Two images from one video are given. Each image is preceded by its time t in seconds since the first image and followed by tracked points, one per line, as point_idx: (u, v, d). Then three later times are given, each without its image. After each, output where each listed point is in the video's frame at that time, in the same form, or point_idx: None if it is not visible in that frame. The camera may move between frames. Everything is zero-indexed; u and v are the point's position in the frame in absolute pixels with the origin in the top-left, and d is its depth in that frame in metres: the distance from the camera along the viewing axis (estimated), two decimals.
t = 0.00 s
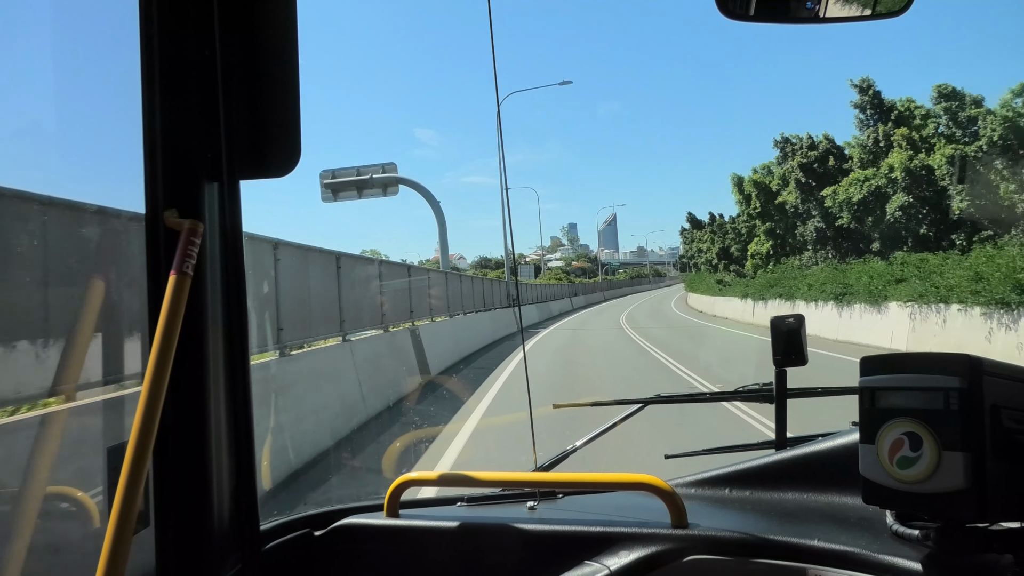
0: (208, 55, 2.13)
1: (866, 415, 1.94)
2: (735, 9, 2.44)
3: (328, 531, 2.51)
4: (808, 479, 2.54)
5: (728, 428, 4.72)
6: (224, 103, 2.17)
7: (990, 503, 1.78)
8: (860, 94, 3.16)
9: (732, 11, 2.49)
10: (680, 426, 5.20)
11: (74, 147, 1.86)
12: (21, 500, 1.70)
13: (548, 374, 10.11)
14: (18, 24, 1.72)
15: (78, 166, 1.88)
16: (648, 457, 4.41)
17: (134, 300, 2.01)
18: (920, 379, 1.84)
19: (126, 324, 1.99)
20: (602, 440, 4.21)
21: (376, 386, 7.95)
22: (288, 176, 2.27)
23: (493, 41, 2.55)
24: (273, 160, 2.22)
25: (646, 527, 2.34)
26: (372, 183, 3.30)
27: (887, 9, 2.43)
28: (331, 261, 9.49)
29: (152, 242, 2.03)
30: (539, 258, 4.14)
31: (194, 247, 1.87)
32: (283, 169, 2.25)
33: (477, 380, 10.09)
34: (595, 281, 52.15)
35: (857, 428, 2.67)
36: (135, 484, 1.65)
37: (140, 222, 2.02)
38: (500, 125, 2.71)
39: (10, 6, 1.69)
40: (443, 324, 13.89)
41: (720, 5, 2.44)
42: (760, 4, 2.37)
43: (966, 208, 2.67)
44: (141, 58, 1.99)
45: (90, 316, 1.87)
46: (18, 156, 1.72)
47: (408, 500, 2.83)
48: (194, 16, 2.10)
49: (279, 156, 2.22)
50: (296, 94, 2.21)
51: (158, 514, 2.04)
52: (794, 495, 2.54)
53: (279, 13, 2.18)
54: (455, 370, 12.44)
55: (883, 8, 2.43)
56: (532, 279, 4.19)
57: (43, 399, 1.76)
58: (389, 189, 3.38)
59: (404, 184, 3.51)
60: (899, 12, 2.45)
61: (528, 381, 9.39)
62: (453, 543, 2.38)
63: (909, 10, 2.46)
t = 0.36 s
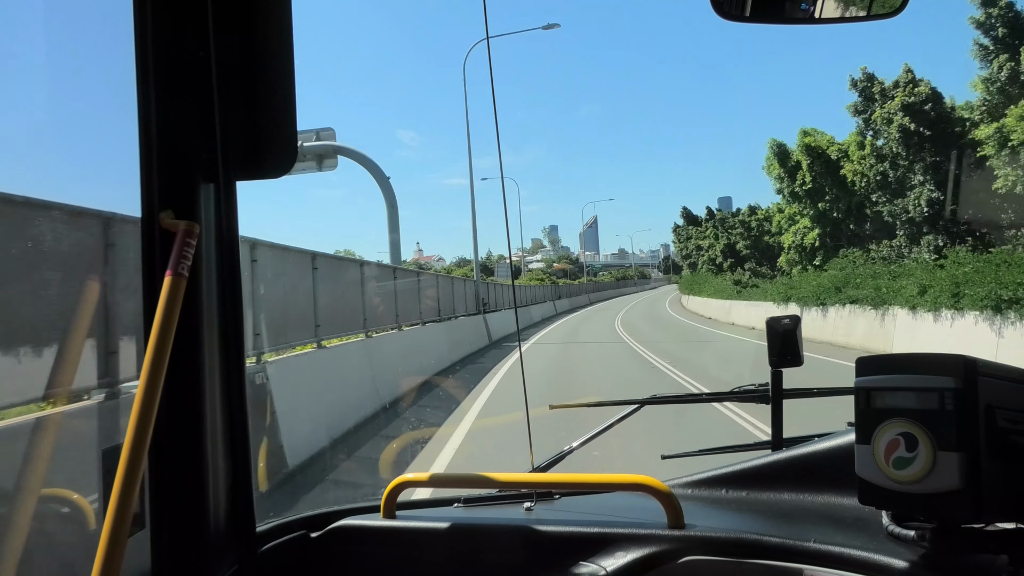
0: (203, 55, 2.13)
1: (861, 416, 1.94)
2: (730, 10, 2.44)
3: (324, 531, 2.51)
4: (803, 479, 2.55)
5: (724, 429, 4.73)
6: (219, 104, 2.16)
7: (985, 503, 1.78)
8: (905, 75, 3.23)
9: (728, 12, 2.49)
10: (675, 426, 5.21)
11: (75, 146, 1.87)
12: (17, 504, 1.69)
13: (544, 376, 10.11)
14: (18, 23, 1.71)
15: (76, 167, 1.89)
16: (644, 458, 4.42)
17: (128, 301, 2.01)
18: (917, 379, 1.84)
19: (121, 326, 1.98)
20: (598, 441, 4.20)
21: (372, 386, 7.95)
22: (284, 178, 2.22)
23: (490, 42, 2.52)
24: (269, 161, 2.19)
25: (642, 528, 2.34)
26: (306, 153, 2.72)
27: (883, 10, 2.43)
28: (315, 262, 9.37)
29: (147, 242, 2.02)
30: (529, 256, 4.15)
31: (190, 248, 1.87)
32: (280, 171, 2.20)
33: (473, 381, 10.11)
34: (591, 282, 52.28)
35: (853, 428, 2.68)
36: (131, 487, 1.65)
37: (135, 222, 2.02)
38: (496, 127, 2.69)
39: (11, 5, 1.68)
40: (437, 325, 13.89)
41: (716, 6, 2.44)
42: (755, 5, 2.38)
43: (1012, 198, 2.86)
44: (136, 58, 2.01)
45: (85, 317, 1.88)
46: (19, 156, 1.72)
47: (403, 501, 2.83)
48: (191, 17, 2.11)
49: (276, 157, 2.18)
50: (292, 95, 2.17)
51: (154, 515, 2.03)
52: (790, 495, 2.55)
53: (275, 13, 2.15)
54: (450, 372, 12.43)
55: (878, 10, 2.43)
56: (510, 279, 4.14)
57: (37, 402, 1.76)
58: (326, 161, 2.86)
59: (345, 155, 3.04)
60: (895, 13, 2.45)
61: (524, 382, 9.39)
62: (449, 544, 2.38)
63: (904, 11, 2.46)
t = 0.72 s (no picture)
0: (206, 57, 2.13)
1: (864, 420, 1.94)
2: (733, 13, 2.43)
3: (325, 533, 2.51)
4: (805, 483, 2.54)
5: (725, 432, 4.73)
6: (222, 105, 2.18)
7: (987, 508, 1.78)
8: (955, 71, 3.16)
9: (731, 16, 2.48)
10: (677, 429, 5.20)
11: (79, 147, 1.86)
12: (21, 504, 1.69)
13: (545, 378, 10.11)
14: (17, 24, 1.70)
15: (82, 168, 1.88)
16: (645, 461, 4.41)
17: (130, 302, 2.01)
18: (920, 383, 1.83)
19: (124, 328, 1.99)
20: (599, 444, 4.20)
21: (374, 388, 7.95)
22: (286, 178, 2.25)
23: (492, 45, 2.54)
24: (271, 162, 2.21)
25: (644, 531, 2.33)
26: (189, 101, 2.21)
27: (887, 14, 2.43)
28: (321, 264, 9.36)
29: (149, 245, 2.02)
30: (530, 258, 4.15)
31: (192, 249, 1.87)
32: (283, 172, 2.23)
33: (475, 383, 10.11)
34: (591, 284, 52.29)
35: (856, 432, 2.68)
36: (132, 487, 1.65)
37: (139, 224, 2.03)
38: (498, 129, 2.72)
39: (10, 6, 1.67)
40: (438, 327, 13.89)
41: (719, 9, 2.44)
42: (759, 9, 2.37)
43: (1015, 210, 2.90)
44: (140, 62, 2.00)
45: (89, 318, 1.87)
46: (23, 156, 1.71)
47: (405, 503, 2.83)
48: (194, 20, 2.10)
49: (278, 158, 2.20)
50: (294, 97, 2.19)
51: (155, 516, 2.03)
52: (792, 499, 2.54)
53: (278, 15, 2.16)
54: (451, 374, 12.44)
55: (882, 14, 2.43)
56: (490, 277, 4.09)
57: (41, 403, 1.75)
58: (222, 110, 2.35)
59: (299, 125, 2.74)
60: (899, 17, 2.45)
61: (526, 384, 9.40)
62: (449, 546, 2.38)
63: (909, 15, 2.45)
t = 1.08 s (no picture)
0: (207, 57, 2.13)
1: (864, 419, 1.94)
2: (733, 12, 2.44)
3: (326, 532, 2.52)
4: (805, 481, 2.55)
5: (725, 430, 4.74)
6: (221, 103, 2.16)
7: (987, 506, 1.78)
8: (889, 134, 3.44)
9: (731, 14, 2.49)
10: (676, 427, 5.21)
11: (80, 149, 1.86)
12: (23, 503, 1.69)
13: (544, 377, 10.12)
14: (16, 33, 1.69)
15: (84, 170, 1.88)
16: (644, 459, 4.43)
17: (131, 301, 2.01)
18: (919, 382, 1.84)
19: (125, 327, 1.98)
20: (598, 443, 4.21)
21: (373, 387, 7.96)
22: (286, 178, 2.22)
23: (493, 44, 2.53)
24: (270, 164, 2.18)
25: (644, 529, 2.34)
26: None
27: (886, 13, 2.44)
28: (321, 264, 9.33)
29: (150, 245, 2.02)
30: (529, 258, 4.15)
31: (193, 248, 1.87)
32: (283, 171, 2.20)
33: (474, 381, 10.11)
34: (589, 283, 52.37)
35: (855, 430, 2.68)
36: (134, 487, 1.64)
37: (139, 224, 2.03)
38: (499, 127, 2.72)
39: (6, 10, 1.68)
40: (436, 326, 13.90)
41: (719, 8, 2.44)
42: (759, 8, 2.38)
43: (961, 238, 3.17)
44: (141, 64, 2.01)
45: (90, 316, 1.86)
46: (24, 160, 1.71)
47: (405, 501, 2.83)
48: (193, 20, 2.10)
49: (278, 158, 2.17)
50: (294, 95, 2.16)
51: (156, 516, 2.03)
52: (791, 497, 2.55)
53: (277, 14, 2.15)
54: (450, 372, 12.45)
55: (882, 13, 2.44)
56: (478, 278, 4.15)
57: (42, 403, 1.75)
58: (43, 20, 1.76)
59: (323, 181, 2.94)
60: (899, 15, 2.45)
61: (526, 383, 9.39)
62: (449, 544, 2.38)
63: (908, 14, 2.46)
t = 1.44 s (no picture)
0: (211, 59, 2.13)
1: (873, 422, 1.93)
2: (739, 13, 2.42)
3: (333, 536, 2.52)
4: (814, 485, 2.53)
5: (733, 433, 4.72)
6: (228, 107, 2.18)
7: (998, 510, 1.77)
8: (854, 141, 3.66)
9: (736, 15, 2.47)
10: (684, 429, 5.19)
11: (87, 153, 1.86)
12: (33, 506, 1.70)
13: (551, 378, 10.10)
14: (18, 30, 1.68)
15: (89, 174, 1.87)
16: (651, 462, 4.41)
17: (139, 304, 2.01)
18: (928, 385, 1.83)
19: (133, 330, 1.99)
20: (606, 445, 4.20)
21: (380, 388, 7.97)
22: (290, 181, 2.27)
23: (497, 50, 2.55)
24: (276, 161, 2.23)
25: (652, 532, 2.33)
26: None
27: (893, 12, 2.42)
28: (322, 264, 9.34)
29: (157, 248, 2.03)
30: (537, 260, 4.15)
31: (200, 252, 1.88)
32: (286, 176, 2.25)
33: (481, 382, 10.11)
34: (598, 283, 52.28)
35: (864, 433, 2.66)
36: (141, 491, 1.65)
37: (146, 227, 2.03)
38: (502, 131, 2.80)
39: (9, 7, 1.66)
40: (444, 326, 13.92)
41: (725, 9, 2.43)
42: (765, 8, 2.36)
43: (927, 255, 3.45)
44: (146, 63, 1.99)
45: (98, 322, 1.87)
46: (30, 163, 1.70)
47: (413, 505, 2.83)
48: (198, 21, 2.10)
49: (283, 161, 2.22)
50: (299, 100, 2.21)
51: (165, 519, 2.04)
52: (800, 500, 2.53)
53: (279, 19, 2.19)
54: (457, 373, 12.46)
55: (889, 12, 2.41)
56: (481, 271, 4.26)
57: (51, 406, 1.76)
58: None
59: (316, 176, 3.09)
60: (907, 15, 2.43)
61: (533, 384, 9.38)
62: (457, 548, 2.37)
63: (916, 14, 2.43)
